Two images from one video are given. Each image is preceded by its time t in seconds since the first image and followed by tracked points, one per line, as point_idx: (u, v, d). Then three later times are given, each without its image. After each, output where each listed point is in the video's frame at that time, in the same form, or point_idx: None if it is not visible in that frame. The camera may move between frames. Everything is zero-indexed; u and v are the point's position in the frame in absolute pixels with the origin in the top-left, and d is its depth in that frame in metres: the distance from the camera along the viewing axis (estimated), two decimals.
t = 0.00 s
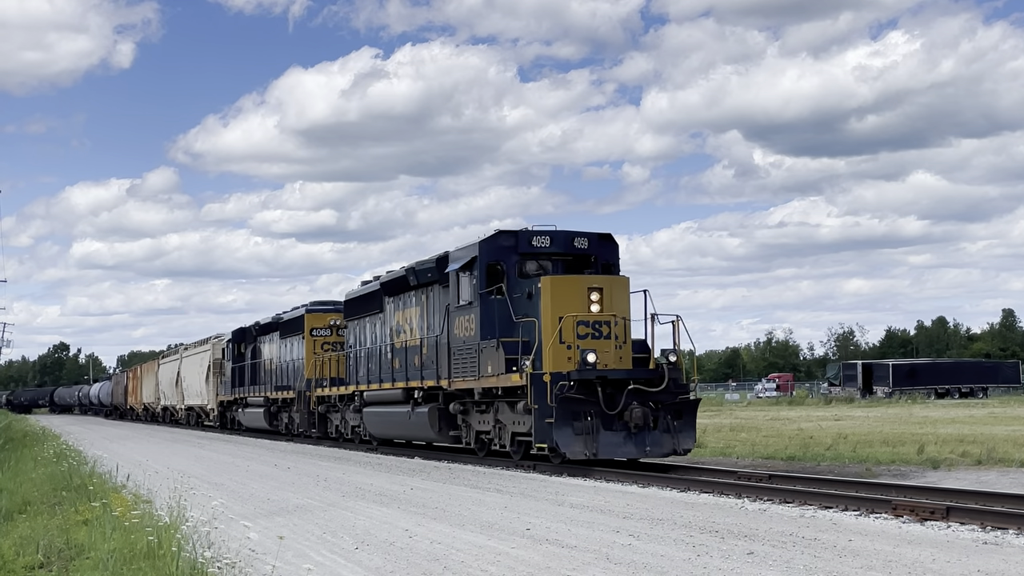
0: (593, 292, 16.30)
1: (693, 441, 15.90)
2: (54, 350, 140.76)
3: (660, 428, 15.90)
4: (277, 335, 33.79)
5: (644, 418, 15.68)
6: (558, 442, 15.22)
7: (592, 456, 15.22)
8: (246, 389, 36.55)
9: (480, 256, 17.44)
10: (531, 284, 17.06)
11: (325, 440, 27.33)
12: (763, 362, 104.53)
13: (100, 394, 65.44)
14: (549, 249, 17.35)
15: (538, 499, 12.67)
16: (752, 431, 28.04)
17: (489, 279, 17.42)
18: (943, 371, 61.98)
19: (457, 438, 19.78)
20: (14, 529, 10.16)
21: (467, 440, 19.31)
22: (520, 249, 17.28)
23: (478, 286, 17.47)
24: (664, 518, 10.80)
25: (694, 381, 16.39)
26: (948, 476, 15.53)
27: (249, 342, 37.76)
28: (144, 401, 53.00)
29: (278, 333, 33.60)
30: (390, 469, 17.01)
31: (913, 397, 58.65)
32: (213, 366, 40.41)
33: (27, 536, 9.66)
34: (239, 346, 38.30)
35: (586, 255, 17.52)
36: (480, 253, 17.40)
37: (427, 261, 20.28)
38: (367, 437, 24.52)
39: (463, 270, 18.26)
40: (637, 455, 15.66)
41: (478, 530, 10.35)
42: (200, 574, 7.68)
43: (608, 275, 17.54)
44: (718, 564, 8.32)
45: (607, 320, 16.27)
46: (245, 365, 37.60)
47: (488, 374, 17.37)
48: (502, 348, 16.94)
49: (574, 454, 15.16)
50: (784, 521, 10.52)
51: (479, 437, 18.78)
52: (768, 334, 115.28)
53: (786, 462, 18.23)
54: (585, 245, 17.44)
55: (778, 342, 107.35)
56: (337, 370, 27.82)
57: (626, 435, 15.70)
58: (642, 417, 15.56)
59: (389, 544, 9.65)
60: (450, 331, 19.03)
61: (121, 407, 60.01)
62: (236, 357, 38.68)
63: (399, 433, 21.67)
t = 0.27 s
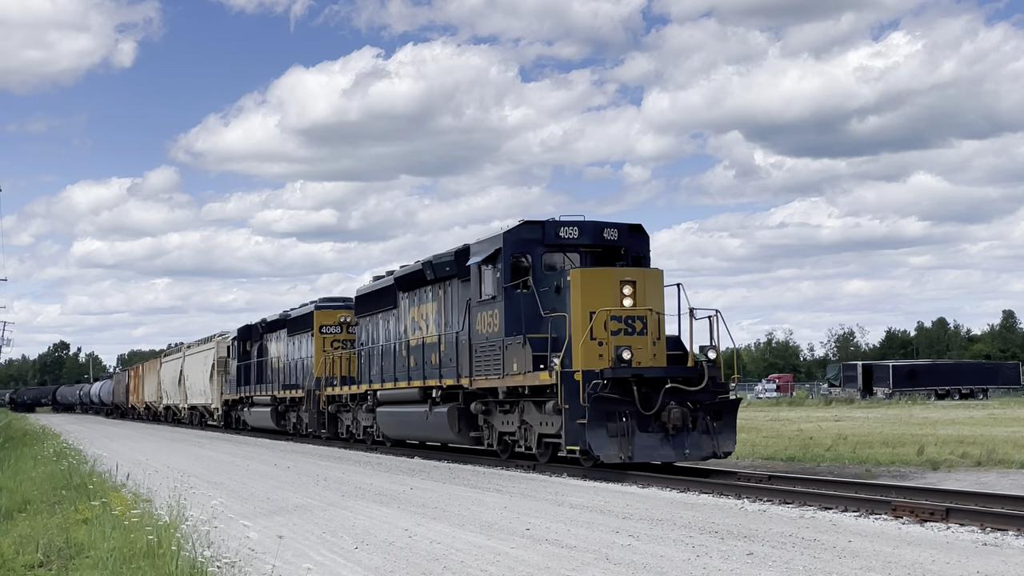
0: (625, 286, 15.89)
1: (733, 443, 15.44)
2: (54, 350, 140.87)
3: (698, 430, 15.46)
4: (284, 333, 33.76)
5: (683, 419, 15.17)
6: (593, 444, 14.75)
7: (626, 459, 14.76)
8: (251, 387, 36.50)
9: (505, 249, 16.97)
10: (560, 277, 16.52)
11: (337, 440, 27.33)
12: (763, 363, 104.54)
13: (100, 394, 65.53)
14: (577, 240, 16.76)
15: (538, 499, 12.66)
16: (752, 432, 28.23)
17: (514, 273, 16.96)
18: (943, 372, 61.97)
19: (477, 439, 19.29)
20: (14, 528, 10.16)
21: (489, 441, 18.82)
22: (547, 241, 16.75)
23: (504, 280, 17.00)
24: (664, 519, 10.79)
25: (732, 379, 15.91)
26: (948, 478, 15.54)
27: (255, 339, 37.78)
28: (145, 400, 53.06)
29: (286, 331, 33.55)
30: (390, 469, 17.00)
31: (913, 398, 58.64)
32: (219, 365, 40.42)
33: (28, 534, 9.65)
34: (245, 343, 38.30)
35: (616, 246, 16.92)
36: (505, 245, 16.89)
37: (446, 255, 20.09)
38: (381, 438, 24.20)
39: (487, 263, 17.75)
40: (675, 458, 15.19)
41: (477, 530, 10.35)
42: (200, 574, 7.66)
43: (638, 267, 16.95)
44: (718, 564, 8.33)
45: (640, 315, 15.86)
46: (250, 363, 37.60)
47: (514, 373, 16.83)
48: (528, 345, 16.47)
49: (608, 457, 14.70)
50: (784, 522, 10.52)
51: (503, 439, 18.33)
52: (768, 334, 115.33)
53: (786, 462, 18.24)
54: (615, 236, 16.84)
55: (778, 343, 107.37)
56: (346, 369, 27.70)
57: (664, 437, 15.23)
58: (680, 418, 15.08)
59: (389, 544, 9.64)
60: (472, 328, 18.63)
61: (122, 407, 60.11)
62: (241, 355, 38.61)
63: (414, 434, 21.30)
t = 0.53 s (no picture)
0: (664, 280, 14.79)
1: (780, 447, 14.40)
2: (56, 350, 141.11)
3: (743, 433, 14.41)
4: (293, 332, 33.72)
5: (728, 421, 14.16)
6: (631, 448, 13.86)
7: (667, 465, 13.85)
8: (258, 388, 36.29)
9: (533, 240, 15.94)
10: (592, 270, 15.64)
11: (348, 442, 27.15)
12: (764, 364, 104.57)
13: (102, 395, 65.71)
14: (610, 232, 15.88)
15: (539, 500, 12.64)
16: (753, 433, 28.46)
17: (543, 266, 15.96)
18: (944, 373, 61.96)
19: (501, 441, 18.38)
20: (14, 529, 10.16)
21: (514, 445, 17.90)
22: (579, 232, 15.80)
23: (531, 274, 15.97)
24: (666, 520, 10.78)
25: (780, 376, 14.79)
26: (948, 479, 15.52)
27: (263, 338, 37.79)
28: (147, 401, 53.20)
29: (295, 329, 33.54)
30: (390, 470, 17.03)
31: (913, 400, 58.69)
32: (225, 364, 40.44)
33: (29, 535, 9.66)
34: (251, 342, 38.30)
35: (651, 238, 16.03)
36: (532, 235, 15.90)
37: (466, 249, 19.32)
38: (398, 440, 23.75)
39: (511, 257, 16.69)
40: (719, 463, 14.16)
41: (477, 530, 10.36)
42: (201, 574, 7.69)
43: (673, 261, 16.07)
44: (719, 566, 8.31)
45: (680, 309, 14.77)
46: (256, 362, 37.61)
47: (542, 372, 15.88)
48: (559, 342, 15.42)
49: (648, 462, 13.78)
50: (785, 523, 10.50)
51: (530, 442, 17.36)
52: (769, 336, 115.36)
53: (787, 464, 18.22)
54: (650, 228, 15.99)
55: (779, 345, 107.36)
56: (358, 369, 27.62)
57: (707, 441, 14.21)
58: (725, 421, 14.06)
59: (389, 545, 9.65)
60: (495, 324, 17.63)
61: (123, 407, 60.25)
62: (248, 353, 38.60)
63: (433, 436, 20.48)
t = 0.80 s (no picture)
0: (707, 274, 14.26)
1: (834, 451, 13.73)
2: (57, 350, 141.31)
3: (795, 436, 13.74)
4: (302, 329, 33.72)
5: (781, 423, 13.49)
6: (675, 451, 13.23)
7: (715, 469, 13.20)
8: (265, 388, 36.20)
9: (566, 229, 15.40)
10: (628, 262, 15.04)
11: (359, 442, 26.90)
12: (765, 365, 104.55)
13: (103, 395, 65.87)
14: (647, 221, 15.29)
15: (540, 500, 12.63)
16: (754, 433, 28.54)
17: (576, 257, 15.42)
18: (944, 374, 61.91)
19: (527, 443, 17.93)
20: (14, 529, 10.17)
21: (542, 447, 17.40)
22: (615, 221, 15.22)
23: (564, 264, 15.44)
24: (667, 521, 10.77)
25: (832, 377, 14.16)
26: (949, 479, 15.50)
27: (270, 336, 37.85)
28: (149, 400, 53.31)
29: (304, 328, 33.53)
30: (391, 470, 17.02)
31: (914, 400, 58.66)
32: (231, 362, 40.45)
33: (29, 534, 9.66)
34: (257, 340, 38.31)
35: (691, 228, 15.45)
36: (564, 226, 15.40)
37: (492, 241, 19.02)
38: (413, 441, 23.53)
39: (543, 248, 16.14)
40: (770, 468, 13.50)
41: (478, 531, 10.36)
42: (201, 574, 7.69)
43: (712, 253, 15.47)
44: (719, 566, 8.30)
45: (723, 304, 14.24)
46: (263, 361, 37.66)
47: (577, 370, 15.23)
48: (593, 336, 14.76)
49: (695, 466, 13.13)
50: (786, 523, 10.49)
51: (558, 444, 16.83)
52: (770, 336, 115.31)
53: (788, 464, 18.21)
54: (688, 217, 15.39)
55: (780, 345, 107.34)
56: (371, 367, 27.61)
57: (756, 444, 13.56)
58: (777, 422, 13.40)
59: (390, 545, 9.64)
60: (523, 320, 17.13)
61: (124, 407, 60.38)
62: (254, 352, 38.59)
63: (454, 437, 20.28)
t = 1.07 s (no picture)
0: (755, 266, 13.71)
1: (895, 456, 13.12)
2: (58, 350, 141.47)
3: (854, 440, 13.14)
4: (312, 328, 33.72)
5: (840, 426, 12.91)
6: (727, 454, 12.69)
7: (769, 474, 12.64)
8: (273, 388, 36.15)
9: (603, 220, 14.86)
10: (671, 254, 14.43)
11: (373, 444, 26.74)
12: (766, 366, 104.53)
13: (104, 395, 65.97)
14: (689, 209, 14.66)
15: (541, 501, 12.63)
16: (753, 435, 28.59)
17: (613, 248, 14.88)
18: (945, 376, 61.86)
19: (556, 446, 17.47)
20: (15, 528, 10.19)
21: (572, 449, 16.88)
22: (655, 210, 14.60)
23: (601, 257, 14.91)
24: (667, 522, 10.78)
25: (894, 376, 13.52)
26: (950, 481, 15.50)
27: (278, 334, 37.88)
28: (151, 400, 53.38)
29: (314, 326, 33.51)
30: (392, 471, 17.01)
31: (914, 402, 58.64)
32: (237, 362, 40.44)
33: (31, 534, 9.69)
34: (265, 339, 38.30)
35: (735, 217, 14.78)
36: (602, 216, 14.83)
37: (517, 234, 18.83)
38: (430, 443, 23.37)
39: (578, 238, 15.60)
40: (829, 474, 12.92)
41: (478, 532, 10.37)
42: (202, 574, 7.71)
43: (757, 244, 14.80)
44: (719, 567, 8.31)
45: (770, 297, 13.70)
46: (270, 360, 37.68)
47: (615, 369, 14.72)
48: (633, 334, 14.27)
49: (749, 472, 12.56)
50: (786, 525, 10.49)
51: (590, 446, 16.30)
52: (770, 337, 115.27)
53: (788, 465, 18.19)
54: (731, 206, 14.72)
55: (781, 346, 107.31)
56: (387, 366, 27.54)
57: (814, 448, 12.97)
58: (836, 425, 12.81)
59: (390, 546, 9.63)
60: (555, 317, 16.68)
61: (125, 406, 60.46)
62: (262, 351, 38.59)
63: (477, 439, 19.93)
